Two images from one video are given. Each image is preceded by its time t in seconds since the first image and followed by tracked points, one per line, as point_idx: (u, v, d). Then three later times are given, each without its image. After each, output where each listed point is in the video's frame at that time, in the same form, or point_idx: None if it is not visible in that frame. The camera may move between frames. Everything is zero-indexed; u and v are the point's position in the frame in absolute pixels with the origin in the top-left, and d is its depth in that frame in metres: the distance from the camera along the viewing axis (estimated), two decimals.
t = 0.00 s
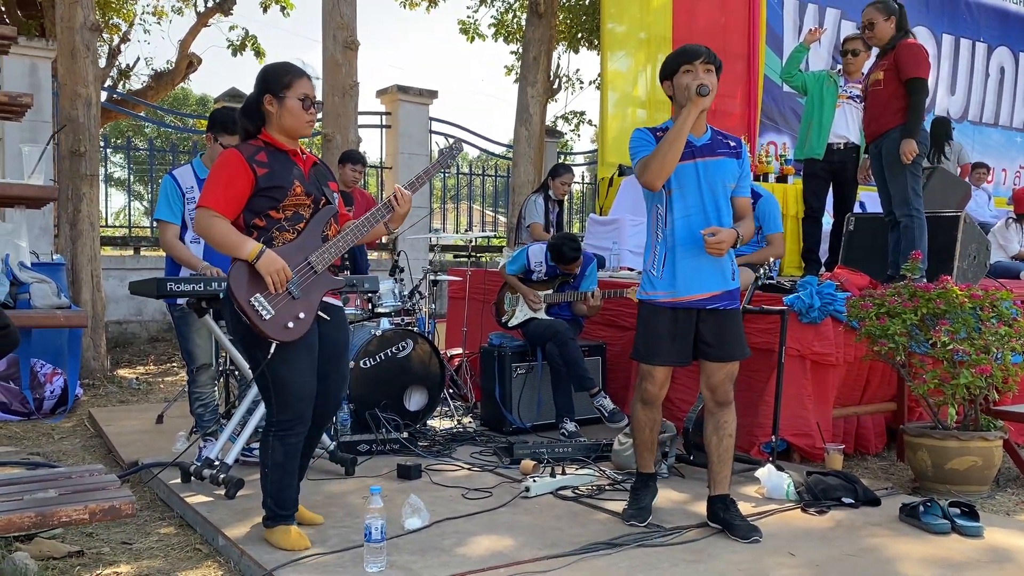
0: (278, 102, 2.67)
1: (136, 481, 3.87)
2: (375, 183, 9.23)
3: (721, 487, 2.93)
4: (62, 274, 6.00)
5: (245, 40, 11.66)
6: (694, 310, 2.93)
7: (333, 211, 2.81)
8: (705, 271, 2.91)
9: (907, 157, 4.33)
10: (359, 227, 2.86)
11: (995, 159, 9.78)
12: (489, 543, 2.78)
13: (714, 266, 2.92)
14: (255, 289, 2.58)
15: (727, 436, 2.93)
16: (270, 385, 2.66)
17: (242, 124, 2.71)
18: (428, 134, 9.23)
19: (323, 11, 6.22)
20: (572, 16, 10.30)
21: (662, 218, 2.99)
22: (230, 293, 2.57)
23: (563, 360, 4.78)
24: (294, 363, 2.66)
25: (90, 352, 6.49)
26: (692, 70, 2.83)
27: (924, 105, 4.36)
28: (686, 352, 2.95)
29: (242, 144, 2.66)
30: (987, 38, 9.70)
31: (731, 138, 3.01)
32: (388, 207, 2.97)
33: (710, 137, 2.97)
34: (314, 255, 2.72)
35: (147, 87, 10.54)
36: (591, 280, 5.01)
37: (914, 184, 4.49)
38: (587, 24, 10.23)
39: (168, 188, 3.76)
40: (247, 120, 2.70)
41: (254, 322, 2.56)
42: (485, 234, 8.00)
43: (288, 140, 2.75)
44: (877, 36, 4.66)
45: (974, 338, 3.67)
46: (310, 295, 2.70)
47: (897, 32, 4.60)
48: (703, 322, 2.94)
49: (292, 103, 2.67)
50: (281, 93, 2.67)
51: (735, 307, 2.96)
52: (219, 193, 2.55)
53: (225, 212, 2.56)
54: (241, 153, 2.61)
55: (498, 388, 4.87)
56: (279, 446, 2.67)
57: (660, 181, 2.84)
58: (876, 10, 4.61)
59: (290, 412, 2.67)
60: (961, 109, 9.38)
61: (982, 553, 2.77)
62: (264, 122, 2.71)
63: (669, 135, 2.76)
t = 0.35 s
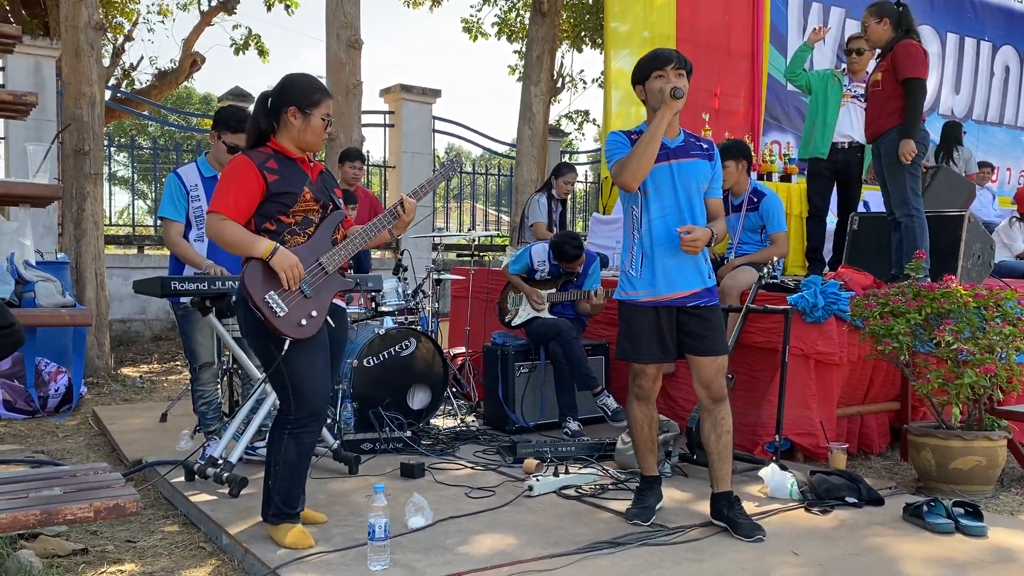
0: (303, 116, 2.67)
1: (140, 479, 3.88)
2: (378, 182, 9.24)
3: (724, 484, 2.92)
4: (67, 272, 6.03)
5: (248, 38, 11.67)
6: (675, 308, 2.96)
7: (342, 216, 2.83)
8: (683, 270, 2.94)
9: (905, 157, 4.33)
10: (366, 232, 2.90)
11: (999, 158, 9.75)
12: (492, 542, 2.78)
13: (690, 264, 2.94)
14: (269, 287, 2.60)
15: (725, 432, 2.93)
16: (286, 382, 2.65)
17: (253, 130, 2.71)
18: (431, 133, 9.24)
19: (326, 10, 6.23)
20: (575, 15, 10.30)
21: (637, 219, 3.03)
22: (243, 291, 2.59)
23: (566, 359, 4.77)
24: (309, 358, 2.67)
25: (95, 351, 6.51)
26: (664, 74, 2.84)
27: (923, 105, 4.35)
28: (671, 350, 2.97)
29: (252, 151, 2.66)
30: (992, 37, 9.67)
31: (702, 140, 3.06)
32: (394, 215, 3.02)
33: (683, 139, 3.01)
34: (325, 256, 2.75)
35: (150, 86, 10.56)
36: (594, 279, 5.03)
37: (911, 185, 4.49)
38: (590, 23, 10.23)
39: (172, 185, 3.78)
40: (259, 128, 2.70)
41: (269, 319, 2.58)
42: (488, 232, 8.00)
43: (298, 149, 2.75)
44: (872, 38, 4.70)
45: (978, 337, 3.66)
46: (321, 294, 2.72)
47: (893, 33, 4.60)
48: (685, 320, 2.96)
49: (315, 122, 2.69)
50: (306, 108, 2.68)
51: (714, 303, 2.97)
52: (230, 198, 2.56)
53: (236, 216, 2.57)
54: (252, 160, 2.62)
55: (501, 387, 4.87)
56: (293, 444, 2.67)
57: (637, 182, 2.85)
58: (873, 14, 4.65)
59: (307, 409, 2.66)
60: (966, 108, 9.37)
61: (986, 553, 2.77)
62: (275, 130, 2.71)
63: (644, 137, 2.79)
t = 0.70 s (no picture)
0: (306, 117, 2.68)
1: (142, 478, 3.88)
2: (380, 181, 9.25)
3: (726, 480, 2.92)
4: (69, 271, 6.04)
5: (250, 38, 11.68)
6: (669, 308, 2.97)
7: (341, 215, 2.83)
8: (675, 272, 2.95)
9: (887, 158, 4.40)
10: (366, 230, 2.90)
11: (1001, 156, 9.74)
12: (494, 540, 2.79)
13: (680, 266, 2.95)
14: (268, 282, 2.60)
15: (725, 427, 2.93)
16: (286, 377, 2.66)
17: (256, 129, 2.72)
18: (433, 132, 9.24)
19: (328, 9, 6.24)
20: (576, 14, 10.29)
21: (629, 224, 3.04)
22: (243, 286, 2.59)
23: (568, 358, 4.77)
24: (308, 353, 2.67)
25: (97, 350, 6.52)
26: (653, 80, 2.86)
27: (911, 107, 4.39)
28: (664, 348, 2.98)
29: (253, 148, 2.66)
30: (994, 35, 9.66)
31: (692, 142, 3.04)
32: (393, 215, 3.04)
33: (672, 142, 3.01)
34: (323, 253, 2.75)
35: (153, 85, 10.57)
36: (596, 278, 5.01)
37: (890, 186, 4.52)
38: (592, 21, 10.23)
39: (174, 184, 3.78)
40: (262, 125, 2.71)
41: (268, 315, 2.58)
42: (491, 231, 8.00)
43: (298, 148, 2.75)
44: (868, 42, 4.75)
45: (980, 336, 3.66)
46: (320, 290, 2.72)
47: (889, 36, 4.64)
48: (676, 319, 2.97)
49: (318, 122, 2.69)
50: (310, 109, 2.68)
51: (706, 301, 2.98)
52: (231, 194, 2.56)
53: (236, 212, 2.58)
54: (254, 156, 2.62)
55: (502, 385, 4.88)
56: (292, 439, 2.67)
57: (628, 188, 2.86)
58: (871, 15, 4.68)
59: (306, 404, 2.66)
60: (968, 106, 9.35)
61: (988, 551, 2.76)
62: (277, 128, 2.71)
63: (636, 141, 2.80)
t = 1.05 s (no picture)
0: (306, 118, 2.68)
1: (143, 477, 3.89)
2: (381, 180, 9.25)
3: (732, 472, 3.00)
4: (69, 271, 6.05)
5: (251, 38, 11.68)
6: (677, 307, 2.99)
7: (339, 214, 2.84)
8: (685, 271, 2.96)
9: (881, 155, 4.45)
10: (365, 229, 2.90)
11: (1002, 155, 9.73)
12: (494, 539, 2.79)
13: (690, 265, 2.96)
14: (267, 283, 2.60)
15: (732, 423, 2.99)
16: (284, 378, 2.65)
17: (255, 127, 2.71)
18: (434, 131, 9.24)
19: (328, 9, 6.24)
20: (577, 13, 10.29)
21: (638, 222, 3.03)
22: (242, 287, 2.59)
23: (568, 357, 4.77)
24: (306, 354, 2.67)
25: (97, 350, 6.52)
26: (666, 76, 2.87)
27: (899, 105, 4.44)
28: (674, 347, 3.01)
29: (253, 147, 2.66)
30: (995, 33, 9.64)
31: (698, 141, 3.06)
32: (389, 215, 3.04)
33: (680, 142, 3.02)
34: (322, 253, 2.75)
35: (154, 84, 10.58)
36: (597, 276, 5.01)
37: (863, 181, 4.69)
38: (592, 20, 10.22)
39: (174, 183, 3.78)
40: (261, 123, 2.70)
41: (268, 317, 2.58)
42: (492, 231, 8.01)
43: (297, 147, 2.75)
44: (857, 43, 4.74)
45: (981, 334, 3.65)
46: (319, 291, 2.73)
47: (881, 37, 4.62)
48: (685, 319, 2.99)
49: (318, 124, 2.69)
50: (310, 110, 2.67)
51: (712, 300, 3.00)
52: (230, 193, 2.57)
53: (235, 211, 2.58)
54: (253, 155, 2.62)
55: (503, 384, 4.88)
56: (291, 441, 2.67)
57: (646, 185, 2.85)
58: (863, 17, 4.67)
59: (305, 405, 2.67)
60: (969, 104, 9.35)
61: (989, 550, 2.76)
62: (275, 127, 2.71)
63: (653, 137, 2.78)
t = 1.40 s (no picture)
0: (305, 120, 2.67)
1: (143, 478, 3.89)
2: (382, 180, 9.26)
3: (735, 474, 3.03)
4: (70, 271, 6.05)
5: (251, 37, 11.68)
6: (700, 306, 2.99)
7: (338, 214, 2.84)
8: (710, 270, 2.96)
9: (848, 159, 4.60)
10: (365, 227, 2.90)
11: (1002, 154, 9.72)
12: (494, 539, 2.79)
13: (717, 263, 2.97)
14: (267, 284, 2.61)
15: (739, 427, 3.02)
16: (283, 377, 2.66)
17: (254, 126, 2.72)
18: (434, 131, 9.24)
19: (328, 9, 6.24)
20: (577, 13, 10.29)
21: (663, 219, 3.04)
22: (242, 287, 2.59)
23: (568, 357, 4.77)
24: (306, 354, 2.67)
25: (98, 350, 6.52)
26: (685, 74, 2.86)
27: (869, 110, 4.57)
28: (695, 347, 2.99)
29: (251, 147, 2.67)
30: (995, 33, 9.63)
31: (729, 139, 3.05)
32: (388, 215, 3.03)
33: (709, 139, 3.02)
34: (321, 253, 2.75)
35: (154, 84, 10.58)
36: (597, 276, 4.98)
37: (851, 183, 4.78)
38: (593, 20, 10.23)
39: (174, 183, 3.78)
40: (260, 123, 2.71)
41: (268, 317, 2.59)
42: (492, 230, 8.01)
43: (296, 148, 2.75)
44: (847, 39, 4.86)
45: (980, 334, 3.65)
46: (319, 291, 2.73)
47: (867, 34, 4.75)
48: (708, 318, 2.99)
49: (317, 126, 2.69)
50: (309, 112, 2.67)
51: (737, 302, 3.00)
52: (229, 193, 2.57)
53: (234, 212, 2.58)
54: (251, 156, 2.63)
55: (503, 384, 4.88)
56: (291, 441, 2.67)
57: (661, 182, 2.89)
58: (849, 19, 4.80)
59: (304, 405, 2.67)
60: (969, 104, 9.35)
61: (989, 550, 2.76)
62: (275, 127, 2.71)
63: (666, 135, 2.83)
